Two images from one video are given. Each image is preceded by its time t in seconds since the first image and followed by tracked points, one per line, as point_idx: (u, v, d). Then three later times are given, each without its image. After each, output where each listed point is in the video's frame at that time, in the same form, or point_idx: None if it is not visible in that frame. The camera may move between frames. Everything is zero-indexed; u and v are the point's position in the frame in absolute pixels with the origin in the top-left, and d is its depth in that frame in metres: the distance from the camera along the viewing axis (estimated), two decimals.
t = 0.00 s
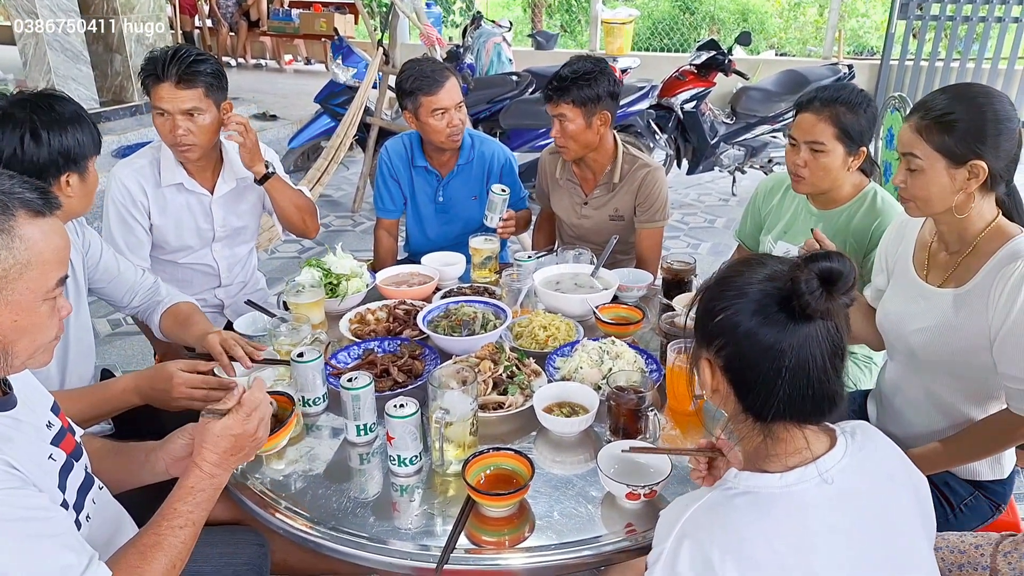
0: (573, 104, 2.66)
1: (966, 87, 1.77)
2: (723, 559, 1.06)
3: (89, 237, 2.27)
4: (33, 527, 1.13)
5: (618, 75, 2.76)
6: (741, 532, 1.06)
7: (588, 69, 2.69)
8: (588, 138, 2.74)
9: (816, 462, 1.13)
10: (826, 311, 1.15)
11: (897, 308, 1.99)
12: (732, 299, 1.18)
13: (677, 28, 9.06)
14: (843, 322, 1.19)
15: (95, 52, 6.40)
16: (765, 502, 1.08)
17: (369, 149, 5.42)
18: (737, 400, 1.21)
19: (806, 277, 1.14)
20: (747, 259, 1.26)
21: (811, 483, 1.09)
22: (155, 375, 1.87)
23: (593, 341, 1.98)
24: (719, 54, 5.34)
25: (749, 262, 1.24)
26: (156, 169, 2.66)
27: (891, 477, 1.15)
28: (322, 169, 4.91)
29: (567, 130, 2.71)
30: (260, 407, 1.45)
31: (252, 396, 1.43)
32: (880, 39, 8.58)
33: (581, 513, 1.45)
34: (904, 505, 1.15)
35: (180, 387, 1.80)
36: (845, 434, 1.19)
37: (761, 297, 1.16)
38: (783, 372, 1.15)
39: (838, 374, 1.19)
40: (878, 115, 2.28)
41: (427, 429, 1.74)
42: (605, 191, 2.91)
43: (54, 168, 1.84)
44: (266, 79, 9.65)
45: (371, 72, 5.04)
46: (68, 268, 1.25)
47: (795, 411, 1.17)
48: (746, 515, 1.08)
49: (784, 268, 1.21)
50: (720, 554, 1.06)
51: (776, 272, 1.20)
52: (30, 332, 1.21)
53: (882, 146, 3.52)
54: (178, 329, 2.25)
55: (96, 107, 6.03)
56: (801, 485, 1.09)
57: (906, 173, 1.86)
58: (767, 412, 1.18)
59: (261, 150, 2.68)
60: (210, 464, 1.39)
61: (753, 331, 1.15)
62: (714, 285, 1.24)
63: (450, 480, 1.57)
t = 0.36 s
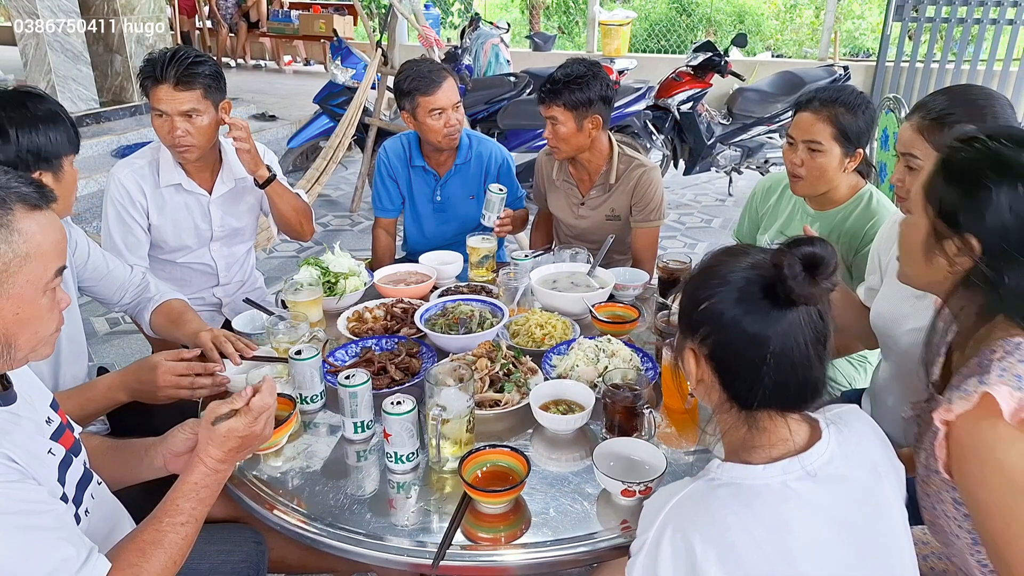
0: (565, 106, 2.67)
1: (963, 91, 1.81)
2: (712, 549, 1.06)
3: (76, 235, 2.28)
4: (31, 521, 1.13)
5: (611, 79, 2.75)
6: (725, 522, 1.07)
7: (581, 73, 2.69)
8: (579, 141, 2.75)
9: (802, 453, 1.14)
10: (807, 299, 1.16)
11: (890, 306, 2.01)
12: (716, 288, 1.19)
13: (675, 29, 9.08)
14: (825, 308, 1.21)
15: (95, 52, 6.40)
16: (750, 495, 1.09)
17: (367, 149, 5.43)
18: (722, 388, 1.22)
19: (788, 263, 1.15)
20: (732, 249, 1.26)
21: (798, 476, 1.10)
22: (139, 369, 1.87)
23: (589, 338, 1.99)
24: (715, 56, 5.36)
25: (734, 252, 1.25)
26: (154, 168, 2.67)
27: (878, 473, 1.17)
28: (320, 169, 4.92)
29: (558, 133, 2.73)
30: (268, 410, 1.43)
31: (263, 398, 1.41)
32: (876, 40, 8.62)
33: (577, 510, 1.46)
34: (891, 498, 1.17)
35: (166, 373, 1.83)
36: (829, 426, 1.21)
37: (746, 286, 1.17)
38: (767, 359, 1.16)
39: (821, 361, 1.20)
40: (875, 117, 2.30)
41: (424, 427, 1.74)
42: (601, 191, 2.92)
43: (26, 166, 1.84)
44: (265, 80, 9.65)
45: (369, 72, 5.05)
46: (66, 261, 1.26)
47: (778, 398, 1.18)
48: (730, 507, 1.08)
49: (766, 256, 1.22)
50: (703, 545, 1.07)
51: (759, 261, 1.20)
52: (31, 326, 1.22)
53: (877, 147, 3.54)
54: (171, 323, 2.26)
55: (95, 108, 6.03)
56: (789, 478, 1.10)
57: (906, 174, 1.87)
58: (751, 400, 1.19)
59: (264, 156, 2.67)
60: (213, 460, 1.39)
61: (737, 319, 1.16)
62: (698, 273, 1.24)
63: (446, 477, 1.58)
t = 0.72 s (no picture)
0: (560, 105, 2.68)
1: (964, 95, 1.80)
2: (704, 552, 1.06)
3: (71, 233, 2.27)
4: (26, 513, 1.13)
5: (609, 83, 2.74)
6: (717, 522, 1.07)
7: (579, 73, 2.70)
8: (573, 141, 2.76)
9: (792, 453, 1.15)
10: (786, 292, 1.16)
11: (886, 311, 2.01)
12: (696, 285, 1.19)
13: (675, 32, 9.10)
14: (804, 303, 1.21)
15: (95, 48, 6.40)
16: (741, 494, 1.09)
17: (367, 147, 5.43)
18: (705, 386, 1.23)
19: (764, 257, 1.16)
20: (713, 247, 1.27)
21: (788, 475, 1.11)
22: (115, 378, 1.92)
23: (586, 339, 2.00)
24: (716, 58, 5.37)
25: (714, 249, 1.26)
26: (151, 165, 2.67)
27: (865, 472, 1.18)
28: (320, 167, 4.92)
29: (555, 131, 2.74)
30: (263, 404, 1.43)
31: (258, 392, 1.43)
32: (876, 45, 8.63)
33: (573, 509, 1.46)
34: (878, 497, 1.18)
35: (144, 381, 1.88)
36: (817, 423, 1.22)
37: (724, 282, 1.17)
38: (747, 355, 1.16)
39: (801, 356, 1.21)
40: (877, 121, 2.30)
41: (420, 425, 1.75)
42: (599, 191, 2.92)
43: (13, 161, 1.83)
44: (265, 77, 9.65)
45: (370, 71, 5.05)
46: (63, 249, 1.26)
47: (761, 394, 1.19)
48: (722, 507, 1.09)
49: (744, 253, 1.22)
50: (697, 547, 1.07)
51: (736, 258, 1.21)
52: (31, 315, 1.22)
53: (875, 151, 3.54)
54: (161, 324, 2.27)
55: (95, 103, 6.04)
56: (780, 478, 1.11)
57: (908, 175, 1.86)
58: (734, 397, 1.20)
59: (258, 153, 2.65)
60: (208, 456, 1.39)
61: (715, 316, 1.17)
62: (677, 271, 1.25)
63: (443, 475, 1.58)
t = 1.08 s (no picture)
0: (561, 100, 2.69)
1: (957, 92, 1.79)
2: (705, 546, 1.06)
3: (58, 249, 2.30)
4: (18, 510, 1.13)
5: (610, 78, 2.76)
6: (717, 514, 1.08)
7: (579, 69, 2.71)
8: (572, 136, 2.76)
9: (789, 445, 1.15)
10: (778, 282, 1.17)
11: (880, 307, 2.02)
12: (688, 278, 1.20)
13: (669, 31, 9.13)
14: (796, 294, 1.22)
15: (86, 47, 6.37)
16: (740, 486, 1.10)
17: (361, 146, 5.42)
18: (701, 379, 1.23)
19: (756, 247, 1.16)
20: (705, 241, 1.27)
21: (785, 468, 1.12)
22: (109, 375, 1.89)
23: (583, 337, 2.00)
24: (709, 58, 5.40)
25: (707, 242, 1.26)
26: (140, 164, 2.65)
27: (859, 463, 1.20)
28: (314, 166, 4.91)
29: (553, 126, 2.73)
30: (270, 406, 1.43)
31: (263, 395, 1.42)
32: (868, 45, 8.66)
33: (570, 505, 1.47)
34: (870, 488, 1.19)
35: (139, 374, 1.84)
36: (811, 415, 1.23)
37: (716, 273, 1.18)
38: (742, 345, 1.16)
39: (796, 346, 1.21)
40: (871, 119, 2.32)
41: (418, 422, 1.75)
42: (596, 188, 2.92)
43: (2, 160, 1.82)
44: (258, 76, 9.62)
45: (364, 69, 5.04)
46: (53, 244, 1.25)
47: (757, 385, 1.19)
48: (721, 499, 1.09)
49: (736, 246, 1.23)
50: (700, 541, 1.07)
51: (729, 250, 1.21)
52: (21, 310, 1.21)
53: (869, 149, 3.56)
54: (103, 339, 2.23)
55: (86, 102, 6.00)
56: (778, 471, 1.11)
57: (900, 172, 1.85)
58: (730, 388, 1.20)
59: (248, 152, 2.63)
60: (208, 459, 1.37)
61: (708, 307, 1.17)
62: (669, 265, 1.26)
63: (440, 472, 1.58)
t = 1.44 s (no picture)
0: (567, 98, 2.70)
1: (941, 97, 1.82)
2: (706, 544, 1.08)
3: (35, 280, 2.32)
4: (21, 520, 1.12)
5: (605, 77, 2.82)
6: (717, 512, 1.10)
7: (579, 69, 2.74)
8: (574, 135, 2.78)
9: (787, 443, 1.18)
10: (771, 282, 1.20)
11: (864, 308, 2.06)
12: (683, 280, 1.22)
13: (649, 36, 9.21)
14: (788, 293, 1.25)
15: (63, 50, 6.28)
16: (737, 484, 1.12)
17: (345, 150, 5.40)
18: (698, 380, 1.25)
19: (749, 248, 1.20)
20: (697, 243, 1.30)
21: (780, 465, 1.14)
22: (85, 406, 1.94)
23: (573, 338, 2.02)
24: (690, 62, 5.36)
25: (699, 245, 1.28)
26: (126, 170, 2.63)
27: (850, 459, 1.23)
28: (298, 170, 4.90)
29: (557, 125, 2.73)
30: (248, 399, 1.43)
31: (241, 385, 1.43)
32: (843, 49, 8.81)
33: (564, 504, 1.48)
34: (860, 482, 1.23)
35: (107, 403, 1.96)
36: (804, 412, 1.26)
37: (710, 275, 1.20)
38: (739, 344, 1.19)
39: (789, 345, 1.24)
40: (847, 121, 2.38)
41: (411, 425, 1.76)
42: (583, 189, 2.95)
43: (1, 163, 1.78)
44: (238, 80, 9.55)
45: (348, 73, 5.04)
46: (65, 266, 1.25)
47: (755, 383, 1.21)
48: (720, 497, 1.11)
49: (729, 249, 1.25)
50: (701, 539, 1.09)
51: (722, 251, 1.24)
52: (23, 326, 1.20)
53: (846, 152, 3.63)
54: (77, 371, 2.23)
55: (63, 106, 5.92)
56: (774, 468, 1.14)
57: (888, 176, 1.89)
58: (728, 388, 1.22)
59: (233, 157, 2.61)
60: (196, 459, 1.38)
61: (704, 308, 1.19)
62: (663, 268, 1.28)
63: (434, 474, 1.59)
